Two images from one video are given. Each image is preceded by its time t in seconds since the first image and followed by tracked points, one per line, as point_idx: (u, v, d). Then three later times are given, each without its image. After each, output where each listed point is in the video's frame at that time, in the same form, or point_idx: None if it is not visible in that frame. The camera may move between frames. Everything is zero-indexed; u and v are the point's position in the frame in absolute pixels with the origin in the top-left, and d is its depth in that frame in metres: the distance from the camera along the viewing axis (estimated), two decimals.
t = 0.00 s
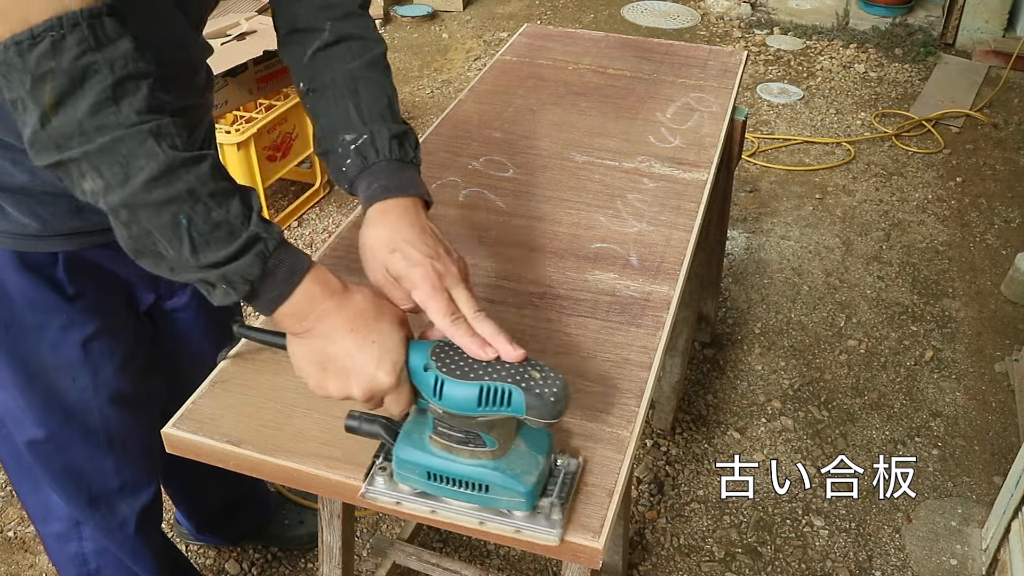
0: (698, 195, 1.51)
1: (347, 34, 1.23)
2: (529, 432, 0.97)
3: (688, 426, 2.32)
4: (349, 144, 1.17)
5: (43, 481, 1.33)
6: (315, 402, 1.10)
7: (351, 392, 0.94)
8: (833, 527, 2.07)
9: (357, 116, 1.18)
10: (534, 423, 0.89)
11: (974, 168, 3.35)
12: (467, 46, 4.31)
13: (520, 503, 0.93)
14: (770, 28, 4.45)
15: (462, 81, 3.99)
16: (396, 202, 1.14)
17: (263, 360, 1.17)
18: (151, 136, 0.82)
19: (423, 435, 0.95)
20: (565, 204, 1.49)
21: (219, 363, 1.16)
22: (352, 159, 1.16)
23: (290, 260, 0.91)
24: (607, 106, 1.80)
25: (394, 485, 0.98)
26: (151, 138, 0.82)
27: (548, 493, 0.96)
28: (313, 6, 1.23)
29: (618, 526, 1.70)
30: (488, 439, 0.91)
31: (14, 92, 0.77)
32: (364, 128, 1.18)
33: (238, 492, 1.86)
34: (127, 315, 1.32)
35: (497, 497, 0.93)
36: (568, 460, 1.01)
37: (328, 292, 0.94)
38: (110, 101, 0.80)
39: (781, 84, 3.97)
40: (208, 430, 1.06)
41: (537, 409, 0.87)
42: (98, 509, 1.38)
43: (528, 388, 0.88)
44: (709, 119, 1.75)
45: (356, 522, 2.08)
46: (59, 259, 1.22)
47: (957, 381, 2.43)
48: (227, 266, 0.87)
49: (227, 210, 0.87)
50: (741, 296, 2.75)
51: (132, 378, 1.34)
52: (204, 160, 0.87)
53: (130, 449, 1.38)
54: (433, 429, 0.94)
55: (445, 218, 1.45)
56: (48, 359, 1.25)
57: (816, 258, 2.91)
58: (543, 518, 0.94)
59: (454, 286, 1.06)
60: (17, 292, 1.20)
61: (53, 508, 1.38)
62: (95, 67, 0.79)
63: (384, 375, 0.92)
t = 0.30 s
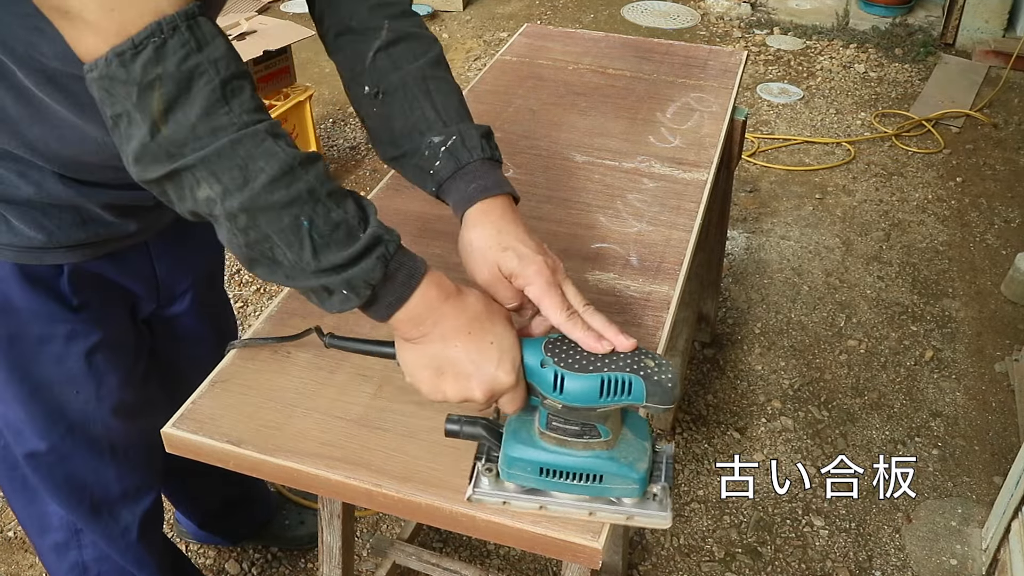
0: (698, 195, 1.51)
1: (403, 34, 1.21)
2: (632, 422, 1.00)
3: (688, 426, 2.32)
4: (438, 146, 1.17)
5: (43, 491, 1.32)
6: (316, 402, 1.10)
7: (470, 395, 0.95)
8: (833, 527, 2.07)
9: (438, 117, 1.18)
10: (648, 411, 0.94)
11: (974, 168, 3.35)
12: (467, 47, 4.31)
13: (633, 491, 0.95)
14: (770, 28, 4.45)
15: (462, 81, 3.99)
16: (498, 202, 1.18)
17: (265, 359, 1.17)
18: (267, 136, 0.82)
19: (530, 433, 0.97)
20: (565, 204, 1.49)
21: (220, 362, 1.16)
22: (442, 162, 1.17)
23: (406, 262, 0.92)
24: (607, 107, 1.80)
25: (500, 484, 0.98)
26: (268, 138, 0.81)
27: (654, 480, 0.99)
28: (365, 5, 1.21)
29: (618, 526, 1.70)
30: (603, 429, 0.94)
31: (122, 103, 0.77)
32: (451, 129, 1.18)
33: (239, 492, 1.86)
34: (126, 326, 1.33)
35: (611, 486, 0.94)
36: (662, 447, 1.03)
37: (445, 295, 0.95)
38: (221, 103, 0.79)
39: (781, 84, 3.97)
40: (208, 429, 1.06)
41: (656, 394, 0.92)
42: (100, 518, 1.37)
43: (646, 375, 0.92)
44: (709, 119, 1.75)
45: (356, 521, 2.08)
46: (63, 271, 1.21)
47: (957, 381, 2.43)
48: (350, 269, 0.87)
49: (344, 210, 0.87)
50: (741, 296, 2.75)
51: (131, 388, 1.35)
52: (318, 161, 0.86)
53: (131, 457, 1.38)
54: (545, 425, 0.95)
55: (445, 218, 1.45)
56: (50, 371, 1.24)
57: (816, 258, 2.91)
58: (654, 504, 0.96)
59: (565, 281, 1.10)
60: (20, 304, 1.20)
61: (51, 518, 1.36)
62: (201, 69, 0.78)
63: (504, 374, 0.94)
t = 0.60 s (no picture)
0: (698, 195, 1.51)
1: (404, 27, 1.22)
2: (628, 390, 1.03)
3: (688, 426, 2.32)
4: (439, 130, 1.20)
5: (43, 491, 1.31)
6: (317, 402, 1.10)
7: (478, 370, 0.95)
8: (833, 527, 2.07)
9: (435, 103, 1.21)
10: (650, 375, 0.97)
11: (974, 168, 3.35)
12: (467, 46, 4.31)
13: (635, 455, 0.98)
14: (770, 28, 4.45)
15: (461, 81, 3.99)
16: (498, 181, 1.21)
17: (265, 359, 1.17)
18: (278, 125, 0.81)
19: (534, 405, 0.99)
20: (565, 203, 1.49)
21: (220, 362, 1.16)
22: (443, 145, 1.20)
23: (416, 243, 0.91)
24: (607, 106, 1.80)
25: (504, 458, 0.99)
26: (280, 128, 0.81)
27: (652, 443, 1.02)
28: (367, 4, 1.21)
29: (618, 525, 1.70)
30: (605, 396, 0.98)
31: (134, 98, 0.76)
32: (449, 115, 1.21)
33: (239, 492, 1.86)
34: (127, 326, 1.32)
35: (613, 452, 0.97)
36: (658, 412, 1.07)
37: (451, 275, 0.94)
38: (233, 95, 0.79)
39: (781, 84, 3.97)
40: (208, 429, 1.06)
41: (655, 359, 0.95)
42: (100, 519, 1.36)
43: (647, 342, 0.95)
44: (709, 119, 1.75)
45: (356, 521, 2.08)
46: (66, 271, 1.21)
47: (957, 381, 2.43)
48: (364, 252, 0.87)
49: (355, 195, 0.87)
50: (741, 296, 2.75)
51: (133, 388, 1.34)
52: (327, 147, 0.86)
53: (132, 456, 1.38)
54: (548, 397, 0.98)
55: (445, 218, 1.45)
56: (52, 372, 1.23)
57: (816, 258, 2.91)
58: (654, 466, 1.00)
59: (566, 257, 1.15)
60: (22, 305, 1.18)
61: (51, 517, 1.36)
62: (213, 62, 0.78)
63: (511, 350, 0.95)
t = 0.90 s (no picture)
0: (698, 195, 1.51)
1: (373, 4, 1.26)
2: (560, 356, 1.09)
3: (688, 426, 2.32)
4: (399, 97, 1.24)
5: (50, 481, 1.31)
6: (317, 403, 1.10)
7: (410, 335, 0.99)
8: (833, 527, 2.07)
9: (399, 72, 1.25)
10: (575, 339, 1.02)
11: (974, 168, 3.35)
12: (467, 46, 4.31)
13: (565, 417, 1.03)
14: (770, 28, 4.45)
15: (461, 81, 3.99)
16: (454, 146, 1.26)
17: (264, 360, 1.17)
18: (216, 111, 0.85)
19: (467, 369, 1.05)
20: (564, 204, 1.49)
21: (220, 361, 1.16)
22: (403, 111, 1.24)
23: (346, 218, 0.95)
24: (607, 106, 1.80)
25: (440, 420, 1.05)
26: (217, 113, 0.85)
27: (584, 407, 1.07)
28: None
29: (618, 525, 1.70)
30: (534, 361, 1.03)
31: (79, 82, 0.80)
32: (410, 82, 1.25)
33: (240, 492, 1.86)
34: (133, 314, 1.31)
35: (543, 415, 1.03)
36: (593, 377, 1.12)
37: (381, 246, 0.98)
38: (174, 83, 0.83)
39: (781, 84, 3.97)
40: (207, 429, 1.06)
41: (581, 324, 1.00)
42: (107, 510, 1.36)
43: (572, 309, 1.00)
44: (709, 119, 1.75)
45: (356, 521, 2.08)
46: (74, 257, 1.20)
47: (957, 381, 2.43)
48: (296, 228, 0.91)
49: (288, 174, 0.91)
50: (741, 296, 2.75)
51: (139, 377, 1.34)
52: (261, 131, 0.90)
53: (138, 447, 1.37)
54: (480, 361, 1.03)
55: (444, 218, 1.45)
56: (60, 361, 1.23)
57: (816, 258, 2.91)
58: (583, 429, 1.05)
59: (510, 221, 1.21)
60: (29, 292, 1.18)
61: (56, 510, 1.35)
62: (157, 51, 0.81)
63: (441, 315, 0.98)
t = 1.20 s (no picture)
0: (698, 195, 1.51)
1: None
2: (457, 310, 1.15)
3: (688, 426, 2.32)
4: (309, 66, 1.32)
5: (56, 468, 1.32)
6: (317, 403, 1.10)
7: (309, 285, 1.03)
8: (833, 527, 2.07)
9: (316, 42, 1.33)
10: (465, 291, 1.06)
11: (974, 168, 3.35)
12: (467, 46, 4.31)
13: (458, 366, 1.10)
14: (770, 28, 4.45)
15: (461, 81, 3.99)
16: (356, 113, 1.33)
17: (265, 360, 1.17)
18: (128, 86, 0.90)
19: (368, 319, 1.11)
20: (564, 204, 1.49)
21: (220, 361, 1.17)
22: (312, 80, 1.32)
23: (250, 179, 0.99)
24: (607, 106, 1.80)
25: (345, 368, 1.13)
26: (128, 89, 0.90)
27: (480, 358, 1.14)
28: None
29: (617, 525, 1.71)
30: (427, 312, 1.09)
31: (2, 53, 0.85)
32: (323, 52, 1.33)
33: (240, 492, 1.87)
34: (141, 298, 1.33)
35: (438, 363, 1.10)
36: (494, 333, 1.19)
37: (282, 203, 1.01)
38: (90, 62, 0.88)
39: (781, 84, 3.97)
40: (207, 429, 1.06)
41: (468, 277, 1.04)
42: (112, 499, 1.37)
43: (460, 262, 1.05)
44: (709, 119, 1.75)
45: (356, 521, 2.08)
46: (84, 238, 1.22)
47: (957, 381, 2.43)
48: (201, 191, 0.95)
49: (196, 143, 0.95)
50: (741, 296, 2.75)
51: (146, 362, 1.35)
52: (174, 102, 0.95)
53: (144, 435, 1.38)
54: (378, 312, 1.09)
55: (444, 217, 1.45)
56: (68, 344, 1.24)
57: (816, 258, 2.91)
58: (478, 378, 1.12)
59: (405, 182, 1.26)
60: (39, 275, 1.19)
61: (61, 500, 1.36)
62: (79, 34, 0.86)
63: (337, 267, 1.03)
